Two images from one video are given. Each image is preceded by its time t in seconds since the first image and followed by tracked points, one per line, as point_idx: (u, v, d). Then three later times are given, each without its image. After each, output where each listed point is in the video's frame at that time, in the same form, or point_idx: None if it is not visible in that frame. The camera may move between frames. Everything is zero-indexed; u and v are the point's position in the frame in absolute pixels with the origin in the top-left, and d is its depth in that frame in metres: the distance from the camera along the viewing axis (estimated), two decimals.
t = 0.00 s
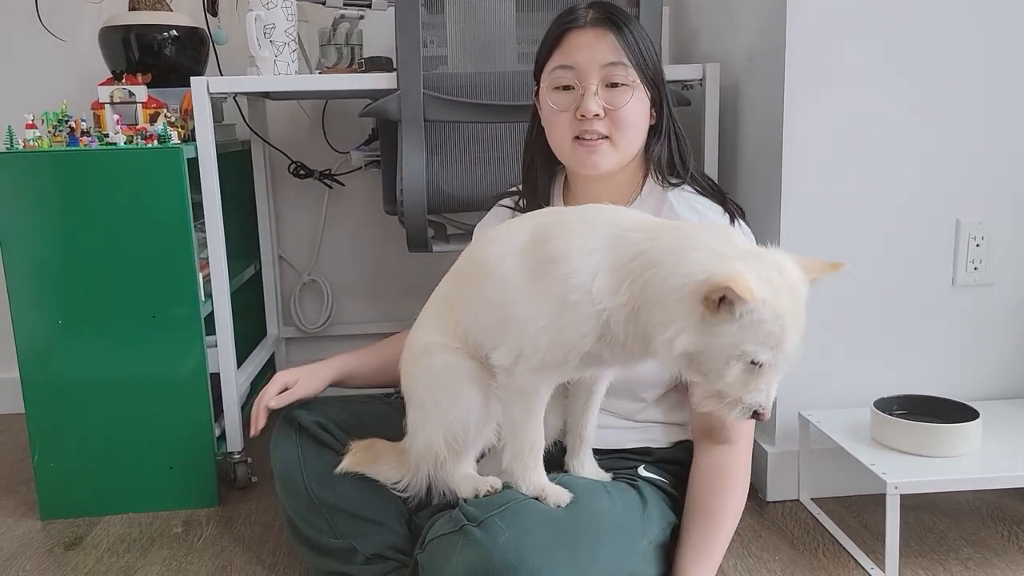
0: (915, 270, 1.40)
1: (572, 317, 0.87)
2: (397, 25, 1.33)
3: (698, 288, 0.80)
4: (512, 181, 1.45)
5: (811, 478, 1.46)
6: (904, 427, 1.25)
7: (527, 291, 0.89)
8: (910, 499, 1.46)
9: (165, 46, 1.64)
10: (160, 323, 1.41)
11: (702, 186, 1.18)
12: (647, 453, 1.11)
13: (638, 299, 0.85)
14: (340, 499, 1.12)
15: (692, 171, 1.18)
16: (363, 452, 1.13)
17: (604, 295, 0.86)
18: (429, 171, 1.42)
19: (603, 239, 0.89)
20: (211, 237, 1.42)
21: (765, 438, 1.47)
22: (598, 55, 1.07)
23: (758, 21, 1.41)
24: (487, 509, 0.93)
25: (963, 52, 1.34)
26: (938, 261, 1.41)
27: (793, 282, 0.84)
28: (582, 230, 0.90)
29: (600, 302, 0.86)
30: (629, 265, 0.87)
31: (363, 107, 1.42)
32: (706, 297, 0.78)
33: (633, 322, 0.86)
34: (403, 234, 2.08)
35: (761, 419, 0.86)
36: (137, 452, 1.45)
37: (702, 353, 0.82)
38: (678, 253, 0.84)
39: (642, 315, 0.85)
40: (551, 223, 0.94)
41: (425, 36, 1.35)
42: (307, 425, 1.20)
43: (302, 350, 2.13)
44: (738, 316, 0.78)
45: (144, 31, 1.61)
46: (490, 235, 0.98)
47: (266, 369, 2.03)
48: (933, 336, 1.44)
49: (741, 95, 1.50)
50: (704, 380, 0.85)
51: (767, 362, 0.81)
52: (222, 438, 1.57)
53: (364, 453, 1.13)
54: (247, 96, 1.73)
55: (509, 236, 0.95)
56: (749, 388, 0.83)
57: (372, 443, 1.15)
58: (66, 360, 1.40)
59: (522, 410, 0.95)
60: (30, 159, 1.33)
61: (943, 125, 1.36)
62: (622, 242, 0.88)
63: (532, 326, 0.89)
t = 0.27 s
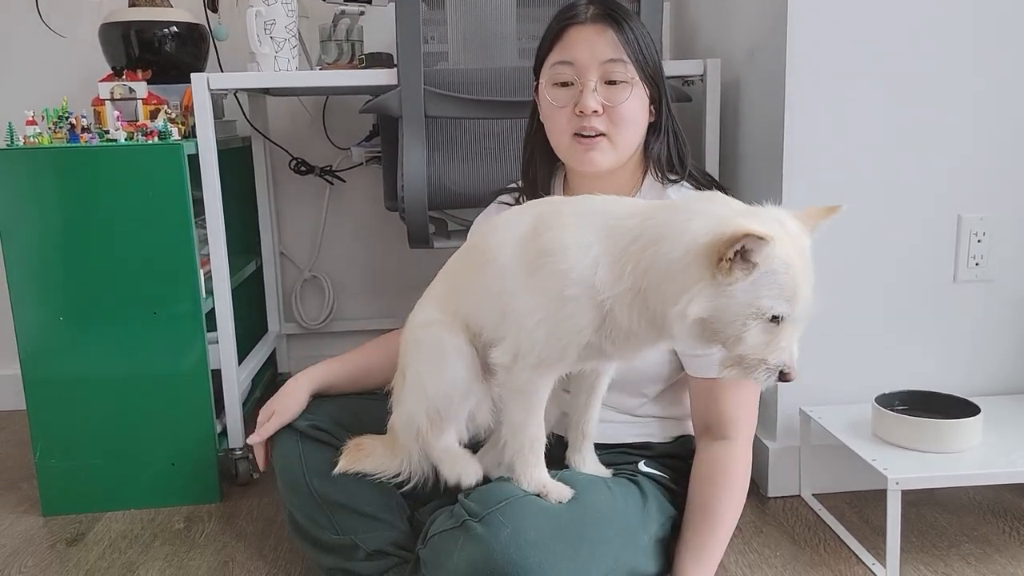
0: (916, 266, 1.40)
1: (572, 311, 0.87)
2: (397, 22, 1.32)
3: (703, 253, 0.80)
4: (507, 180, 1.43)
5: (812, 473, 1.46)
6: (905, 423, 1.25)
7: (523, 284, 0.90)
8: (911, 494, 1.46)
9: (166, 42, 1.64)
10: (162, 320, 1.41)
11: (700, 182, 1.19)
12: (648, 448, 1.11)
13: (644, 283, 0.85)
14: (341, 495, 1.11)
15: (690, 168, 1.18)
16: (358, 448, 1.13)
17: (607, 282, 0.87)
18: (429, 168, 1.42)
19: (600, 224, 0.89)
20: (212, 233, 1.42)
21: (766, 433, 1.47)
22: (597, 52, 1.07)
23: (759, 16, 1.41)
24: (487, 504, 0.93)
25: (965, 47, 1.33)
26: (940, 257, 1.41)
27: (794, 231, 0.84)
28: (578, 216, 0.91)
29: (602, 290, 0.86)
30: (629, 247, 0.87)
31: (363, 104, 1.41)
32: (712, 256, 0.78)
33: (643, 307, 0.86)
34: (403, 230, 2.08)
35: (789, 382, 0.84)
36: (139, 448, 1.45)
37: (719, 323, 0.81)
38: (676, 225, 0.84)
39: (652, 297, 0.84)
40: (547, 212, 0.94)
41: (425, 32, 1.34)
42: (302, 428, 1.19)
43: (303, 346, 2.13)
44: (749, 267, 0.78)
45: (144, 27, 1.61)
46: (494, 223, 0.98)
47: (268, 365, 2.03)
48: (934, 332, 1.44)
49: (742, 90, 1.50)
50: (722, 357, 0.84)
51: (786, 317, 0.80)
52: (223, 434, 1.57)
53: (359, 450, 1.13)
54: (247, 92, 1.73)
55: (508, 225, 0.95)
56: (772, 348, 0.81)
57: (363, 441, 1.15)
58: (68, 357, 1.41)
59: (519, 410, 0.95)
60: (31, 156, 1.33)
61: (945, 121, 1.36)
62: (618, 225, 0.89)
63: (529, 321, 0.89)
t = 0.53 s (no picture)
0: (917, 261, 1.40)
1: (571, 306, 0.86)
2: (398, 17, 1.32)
3: (710, 264, 0.80)
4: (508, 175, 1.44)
5: (813, 469, 1.46)
6: (907, 419, 1.25)
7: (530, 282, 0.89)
8: (913, 490, 1.46)
9: (166, 37, 1.63)
10: (163, 316, 1.41)
11: (700, 176, 1.19)
12: (649, 443, 1.11)
13: (650, 292, 0.85)
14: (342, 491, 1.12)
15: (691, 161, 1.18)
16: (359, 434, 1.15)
17: (611, 291, 0.86)
18: (430, 164, 1.42)
19: (601, 230, 0.89)
20: (213, 230, 1.42)
21: (767, 429, 1.47)
22: (597, 46, 1.06)
23: (760, 11, 1.40)
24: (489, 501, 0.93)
25: (967, 42, 1.33)
26: (941, 252, 1.40)
27: (794, 237, 0.85)
28: (579, 222, 0.90)
29: (605, 297, 0.86)
30: (632, 257, 0.86)
31: (364, 100, 1.41)
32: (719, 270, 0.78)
33: (651, 315, 0.86)
34: (404, 226, 2.07)
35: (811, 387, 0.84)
36: (141, 444, 1.45)
37: (731, 331, 0.81)
38: (679, 234, 0.84)
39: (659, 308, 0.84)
40: (547, 213, 0.93)
41: (426, 27, 1.34)
42: (303, 428, 1.18)
43: (304, 342, 2.13)
44: (757, 280, 0.78)
45: (144, 23, 1.61)
46: (489, 219, 0.97)
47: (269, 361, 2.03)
48: (936, 327, 1.43)
49: (744, 85, 1.50)
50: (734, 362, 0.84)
51: (799, 322, 0.81)
52: (224, 430, 1.58)
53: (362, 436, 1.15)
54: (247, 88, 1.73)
55: (508, 221, 0.94)
56: (788, 353, 0.82)
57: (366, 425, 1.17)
58: (70, 353, 1.41)
59: (527, 409, 0.94)
60: (32, 152, 1.33)
61: (947, 116, 1.35)
62: (619, 232, 0.88)
63: (529, 320, 0.88)
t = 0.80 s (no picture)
0: (919, 259, 1.40)
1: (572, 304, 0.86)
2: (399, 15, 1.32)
3: (707, 240, 0.80)
4: (508, 174, 1.44)
5: (814, 467, 1.46)
6: (908, 416, 1.25)
7: (528, 275, 0.88)
8: (914, 488, 1.46)
9: (167, 36, 1.63)
10: (164, 315, 1.41)
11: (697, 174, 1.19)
12: (650, 441, 1.11)
13: (654, 277, 0.84)
14: (343, 490, 1.12)
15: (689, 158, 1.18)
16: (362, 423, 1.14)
17: (613, 277, 0.85)
18: (431, 162, 1.42)
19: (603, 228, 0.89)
20: (214, 229, 1.42)
21: (769, 427, 1.47)
22: (597, 37, 1.07)
23: (762, 8, 1.40)
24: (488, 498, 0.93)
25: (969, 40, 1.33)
26: (943, 250, 1.40)
27: (785, 206, 0.85)
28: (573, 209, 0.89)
29: (608, 286, 0.85)
30: (631, 241, 0.85)
31: (365, 98, 1.41)
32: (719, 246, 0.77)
33: (656, 299, 0.85)
34: (405, 225, 2.07)
35: (818, 353, 0.84)
36: (143, 442, 1.46)
37: (738, 305, 0.81)
38: (675, 214, 0.83)
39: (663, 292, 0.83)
40: (540, 203, 0.92)
41: (427, 25, 1.34)
42: (304, 426, 1.18)
43: (305, 341, 2.13)
44: (758, 251, 0.77)
45: (145, 21, 1.61)
46: (477, 211, 0.95)
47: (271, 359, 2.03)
48: (937, 325, 1.43)
49: (745, 83, 1.49)
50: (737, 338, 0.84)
51: (802, 289, 0.80)
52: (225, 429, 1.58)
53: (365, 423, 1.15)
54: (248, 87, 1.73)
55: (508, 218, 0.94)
56: (795, 321, 0.81)
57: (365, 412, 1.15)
58: (71, 352, 1.41)
59: (525, 406, 0.95)
60: (34, 150, 1.33)
61: (948, 114, 1.35)
62: (614, 216, 0.87)
63: (528, 319, 0.88)
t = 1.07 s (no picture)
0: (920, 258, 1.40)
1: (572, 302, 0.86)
2: (400, 14, 1.32)
3: (739, 253, 0.79)
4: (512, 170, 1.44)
5: (815, 466, 1.46)
6: (909, 416, 1.25)
7: (534, 273, 0.87)
8: (915, 488, 1.46)
9: (168, 34, 1.64)
10: (165, 313, 1.41)
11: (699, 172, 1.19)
12: (651, 440, 1.11)
13: (681, 284, 0.83)
14: (344, 489, 1.12)
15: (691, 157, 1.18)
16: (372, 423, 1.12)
17: (638, 284, 0.85)
18: (433, 161, 1.42)
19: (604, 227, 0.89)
20: (215, 228, 1.42)
21: (770, 426, 1.47)
22: (598, 35, 1.07)
23: (763, 7, 1.40)
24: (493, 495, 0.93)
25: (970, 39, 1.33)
26: (944, 249, 1.40)
27: (807, 217, 0.85)
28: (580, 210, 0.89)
29: (632, 292, 0.85)
30: (655, 248, 0.84)
31: (366, 98, 1.41)
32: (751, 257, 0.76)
33: (682, 305, 0.84)
34: (406, 224, 2.07)
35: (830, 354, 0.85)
36: (144, 441, 1.46)
37: (764, 315, 0.80)
38: (702, 226, 0.82)
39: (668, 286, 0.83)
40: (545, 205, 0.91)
41: (428, 24, 1.34)
42: (306, 424, 1.17)
43: (307, 339, 2.13)
44: (790, 264, 0.77)
45: (146, 20, 1.61)
46: (480, 215, 0.95)
47: (272, 358, 2.03)
48: (938, 324, 1.43)
49: (746, 82, 1.49)
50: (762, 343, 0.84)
51: (824, 297, 0.81)
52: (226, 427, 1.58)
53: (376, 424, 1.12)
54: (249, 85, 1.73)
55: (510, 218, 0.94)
56: (814, 326, 0.82)
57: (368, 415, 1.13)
58: (72, 350, 1.41)
59: (535, 405, 0.97)
60: (35, 149, 1.33)
61: (949, 112, 1.35)
62: (638, 222, 0.86)
63: (529, 317, 0.88)
